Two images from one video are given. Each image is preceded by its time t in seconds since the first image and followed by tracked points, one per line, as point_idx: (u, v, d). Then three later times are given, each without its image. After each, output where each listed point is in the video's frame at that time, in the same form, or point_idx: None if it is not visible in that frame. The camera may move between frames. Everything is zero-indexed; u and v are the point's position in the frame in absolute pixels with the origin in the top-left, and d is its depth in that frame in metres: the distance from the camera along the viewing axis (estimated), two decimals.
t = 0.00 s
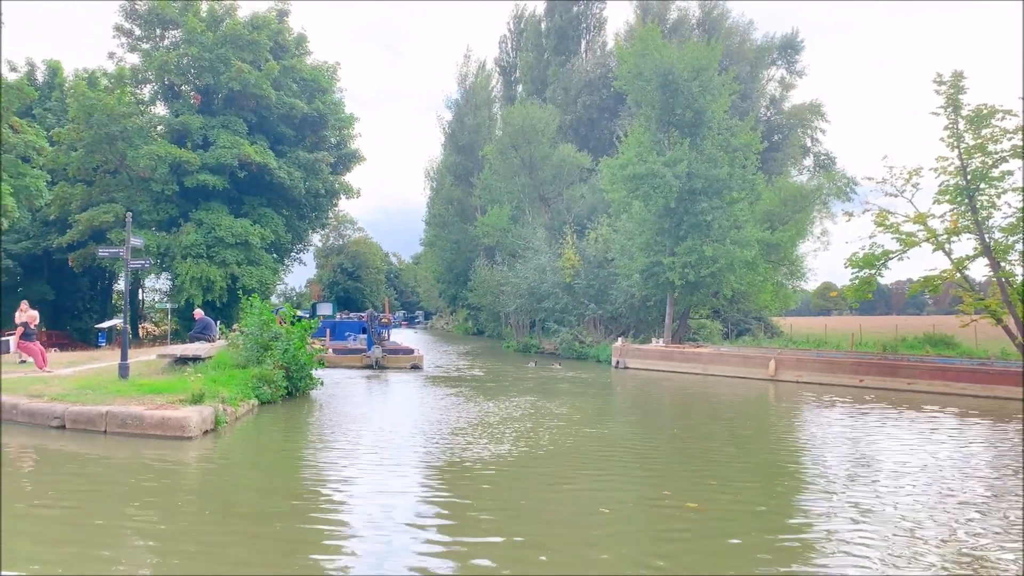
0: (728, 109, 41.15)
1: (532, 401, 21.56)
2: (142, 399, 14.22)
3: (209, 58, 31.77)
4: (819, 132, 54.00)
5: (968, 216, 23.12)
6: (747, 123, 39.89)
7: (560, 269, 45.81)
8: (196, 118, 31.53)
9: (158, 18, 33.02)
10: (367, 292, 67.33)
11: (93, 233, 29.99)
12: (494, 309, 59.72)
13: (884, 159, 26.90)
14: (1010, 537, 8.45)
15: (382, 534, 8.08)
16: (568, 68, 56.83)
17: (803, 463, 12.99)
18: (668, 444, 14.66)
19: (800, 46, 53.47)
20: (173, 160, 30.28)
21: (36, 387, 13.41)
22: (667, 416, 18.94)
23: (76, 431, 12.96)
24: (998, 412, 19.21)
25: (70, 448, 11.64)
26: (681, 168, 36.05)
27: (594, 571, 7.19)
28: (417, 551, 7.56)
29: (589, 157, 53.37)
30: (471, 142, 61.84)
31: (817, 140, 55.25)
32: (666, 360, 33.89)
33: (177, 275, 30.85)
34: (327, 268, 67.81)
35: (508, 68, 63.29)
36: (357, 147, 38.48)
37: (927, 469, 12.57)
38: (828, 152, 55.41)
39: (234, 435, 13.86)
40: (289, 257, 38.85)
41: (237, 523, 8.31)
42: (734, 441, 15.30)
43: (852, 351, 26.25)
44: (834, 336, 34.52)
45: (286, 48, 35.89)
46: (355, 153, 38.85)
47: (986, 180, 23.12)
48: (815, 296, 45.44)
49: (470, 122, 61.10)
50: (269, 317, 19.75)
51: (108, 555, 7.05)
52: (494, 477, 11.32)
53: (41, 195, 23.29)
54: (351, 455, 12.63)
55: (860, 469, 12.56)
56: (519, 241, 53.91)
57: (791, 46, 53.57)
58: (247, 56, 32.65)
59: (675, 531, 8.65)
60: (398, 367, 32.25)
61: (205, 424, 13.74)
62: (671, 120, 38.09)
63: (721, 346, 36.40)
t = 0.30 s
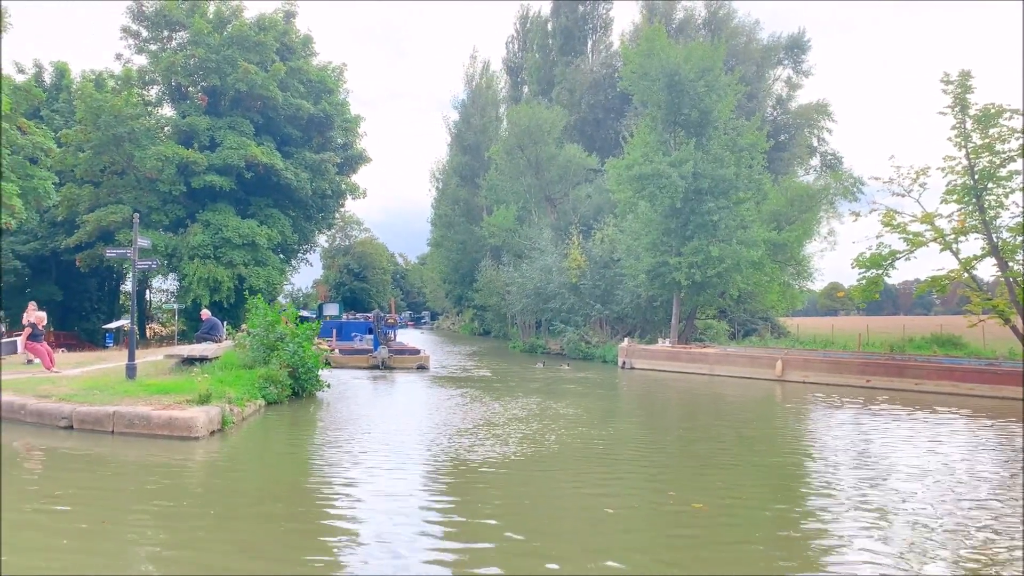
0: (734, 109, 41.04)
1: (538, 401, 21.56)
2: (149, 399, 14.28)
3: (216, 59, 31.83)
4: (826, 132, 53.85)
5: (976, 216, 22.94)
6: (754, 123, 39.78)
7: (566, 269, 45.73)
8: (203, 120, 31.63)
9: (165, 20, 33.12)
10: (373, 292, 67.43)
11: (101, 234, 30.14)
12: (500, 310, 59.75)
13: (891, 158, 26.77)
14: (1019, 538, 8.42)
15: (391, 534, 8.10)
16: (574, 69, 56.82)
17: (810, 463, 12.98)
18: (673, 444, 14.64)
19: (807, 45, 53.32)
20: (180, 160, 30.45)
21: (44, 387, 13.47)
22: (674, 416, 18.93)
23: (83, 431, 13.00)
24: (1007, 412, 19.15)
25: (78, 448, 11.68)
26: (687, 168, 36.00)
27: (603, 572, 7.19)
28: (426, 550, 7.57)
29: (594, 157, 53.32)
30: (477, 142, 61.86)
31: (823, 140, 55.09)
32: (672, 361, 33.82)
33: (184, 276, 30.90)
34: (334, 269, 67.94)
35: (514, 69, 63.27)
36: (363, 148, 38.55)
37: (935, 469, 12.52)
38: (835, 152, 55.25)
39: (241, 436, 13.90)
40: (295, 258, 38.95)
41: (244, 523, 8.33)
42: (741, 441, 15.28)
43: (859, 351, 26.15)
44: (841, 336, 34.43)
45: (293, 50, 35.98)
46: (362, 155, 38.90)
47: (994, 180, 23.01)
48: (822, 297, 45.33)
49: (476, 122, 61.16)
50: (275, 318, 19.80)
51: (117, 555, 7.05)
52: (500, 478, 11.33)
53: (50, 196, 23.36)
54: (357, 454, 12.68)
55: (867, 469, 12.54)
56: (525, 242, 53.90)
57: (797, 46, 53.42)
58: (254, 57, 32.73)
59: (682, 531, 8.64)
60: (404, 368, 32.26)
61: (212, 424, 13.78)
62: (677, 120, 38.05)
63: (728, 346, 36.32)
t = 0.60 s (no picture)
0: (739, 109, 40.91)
1: (544, 402, 21.52)
2: (155, 399, 14.31)
3: (221, 60, 31.89)
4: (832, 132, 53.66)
5: (982, 216, 22.83)
6: (759, 123, 39.70)
7: (571, 269, 45.67)
8: (208, 120, 31.67)
9: (171, 21, 33.19)
10: (378, 293, 67.51)
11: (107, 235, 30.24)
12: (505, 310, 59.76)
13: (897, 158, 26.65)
14: None
15: (396, 533, 8.10)
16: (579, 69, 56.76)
17: (816, 463, 12.94)
18: (678, 445, 14.61)
19: (812, 45, 53.17)
20: (186, 161, 30.49)
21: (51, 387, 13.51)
22: (679, 416, 18.90)
23: (90, 431, 13.02)
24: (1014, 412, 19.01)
25: (85, 448, 11.71)
26: (692, 168, 35.96)
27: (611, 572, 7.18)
28: (433, 550, 7.58)
29: (600, 157, 53.27)
30: (482, 143, 61.87)
31: (829, 140, 54.89)
32: (678, 361, 33.75)
33: (191, 277, 30.95)
34: (339, 269, 68.05)
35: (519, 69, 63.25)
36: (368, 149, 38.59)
37: (942, 470, 12.46)
38: (841, 151, 55.07)
39: (247, 436, 13.91)
40: (301, 258, 39.03)
41: (251, 523, 8.34)
42: (747, 441, 15.24)
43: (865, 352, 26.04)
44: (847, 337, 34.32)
45: (299, 50, 36.05)
46: (367, 155, 38.94)
47: (1001, 180, 22.89)
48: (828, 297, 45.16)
49: (481, 122, 61.17)
50: (281, 318, 19.80)
51: (124, 554, 7.05)
52: (505, 477, 11.34)
53: (57, 197, 23.47)
54: (362, 454, 12.67)
55: (873, 469, 12.49)
56: (531, 242, 53.88)
57: (803, 46, 53.26)
58: (259, 58, 32.82)
59: (684, 531, 8.64)
60: (409, 368, 32.27)
61: (218, 424, 13.79)
62: (682, 120, 38.00)
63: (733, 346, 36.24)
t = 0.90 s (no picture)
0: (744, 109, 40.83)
1: (548, 402, 21.48)
2: (160, 399, 14.32)
3: (225, 61, 31.90)
4: (837, 131, 53.53)
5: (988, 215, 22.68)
6: (764, 123, 39.64)
7: (575, 269, 45.58)
8: (213, 121, 31.69)
9: (175, 21, 33.25)
10: (383, 293, 67.58)
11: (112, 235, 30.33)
12: (509, 310, 59.76)
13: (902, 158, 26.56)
14: None
15: (398, 533, 8.08)
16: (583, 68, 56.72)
17: (821, 464, 12.89)
18: (682, 445, 14.59)
19: (817, 44, 53.06)
20: (191, 161, 30.52)
21: (56, 387, 13.57)
22: (684, 416, 18.86)
23: (95, 430, 13.08)
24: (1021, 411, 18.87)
25: (90, 447, 11.72)
26: (695, 168, 35.91)
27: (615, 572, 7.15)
28: (437, 550, 7.53)
29: (604, 157, 53.22)
30: (487, 143, 61.88)
31: (834, 139, 54.75)
32: (682, 361, 33.69)
33: (196, 277, 31.00)
34: (344, 269, 68.15)
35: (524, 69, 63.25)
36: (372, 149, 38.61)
37: (948, 471, 12.39)
38: (845, 151, 54.92)
39: (251, 436, 13.90)
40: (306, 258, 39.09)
41: (254, 523, 8.30)
42: (751, 442, 15.19)
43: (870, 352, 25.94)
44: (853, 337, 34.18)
45: (303, 51, 36.10)
46: (371, 155, 38.96)
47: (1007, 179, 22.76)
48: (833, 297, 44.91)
49: (485, 123, 61.21)
50: (285, 318, 19.80)
51: (129, 555, 7.01)
52: (508, 478, 11.31)
53: (62, 197, 23.55)
54: (366, 454, 12.66)
55: (879, 470, 12.43)
56: (535, 242, 53.86)
57: (807, 45, 53.17)
58: (264, 58, 32.90)
59: (686, 531, 8.60)
60: (414, 368, 32.26)
61: (222, 424, 13.78)
62: (686, 120, 37.96)
63: (738, 347, 36.19)
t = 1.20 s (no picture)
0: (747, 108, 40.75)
1: (551, 402, 21.49)
2: (163, 399, 14.34)
3: (228, 61, 31.93)
4: (840, 131, 53.45)
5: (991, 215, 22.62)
6: (767, 123, 39.58)
7: (577, 270, 45.55)
8: (216, 121, 31.70)
9: (179, 21, 33.26)
10: (386, 293, 67.63)
11: (115, 236, 30.38)
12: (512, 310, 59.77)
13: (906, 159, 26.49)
14: None
15: (401, 533, 8.09)
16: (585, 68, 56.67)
17: (823, 464, 12.88)
18: (685, 445, 14.56)
19: (820, 44, 52.99)
20: (194, 162, 30.56)
21: (60, 387, 13.59)
22: (686, 417, 18.85)
23: (98, 430, 13.10)
24: None
25: (93, 447, 11.73)
26: (699, 168, 35.85)
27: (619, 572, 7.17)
28: (439, 550, 7.54)
29: (607, 156, 53.20)
30: (490, 143, 61.89)
31: (837, 139, 54.67)
32: (685, 362, 33.66)
33: (199, 277, 31.03)
34: (347, 269, 68.17)
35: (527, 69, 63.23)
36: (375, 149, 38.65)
37: (951, 471, 12.35)
38: (848, 151, 54.84)
39: (254, 435, 13.91)
40: (309, 259, 39.14)
41: (257, 523, 8.31)
42: (754, 442, 15.17)
43: (873, 352, 25.88)
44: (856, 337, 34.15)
45: (306, 51, 36.14)
46: (374, 156, 39.00)
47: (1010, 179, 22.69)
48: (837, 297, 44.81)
49: (488, 123, 61.25)
50: (289, 318, 19.82)
51: (134, 554, 7.03)
52: (511, 478, 11.32)
53: (65, 197, 23.60)
54: (369, 454, 12.68)
55: (881, 471, 12.42)
56: (538, 242, 53.86)
57: (810, 45, 53.11)
58: (267, 59, 32.94)
59: (689, 532, 8.61)
60: (416, 368, 32.30)
61: (225, 424, 13.78)
62: (689, 120, 37.90)
63: (741, 347, 36.15)
